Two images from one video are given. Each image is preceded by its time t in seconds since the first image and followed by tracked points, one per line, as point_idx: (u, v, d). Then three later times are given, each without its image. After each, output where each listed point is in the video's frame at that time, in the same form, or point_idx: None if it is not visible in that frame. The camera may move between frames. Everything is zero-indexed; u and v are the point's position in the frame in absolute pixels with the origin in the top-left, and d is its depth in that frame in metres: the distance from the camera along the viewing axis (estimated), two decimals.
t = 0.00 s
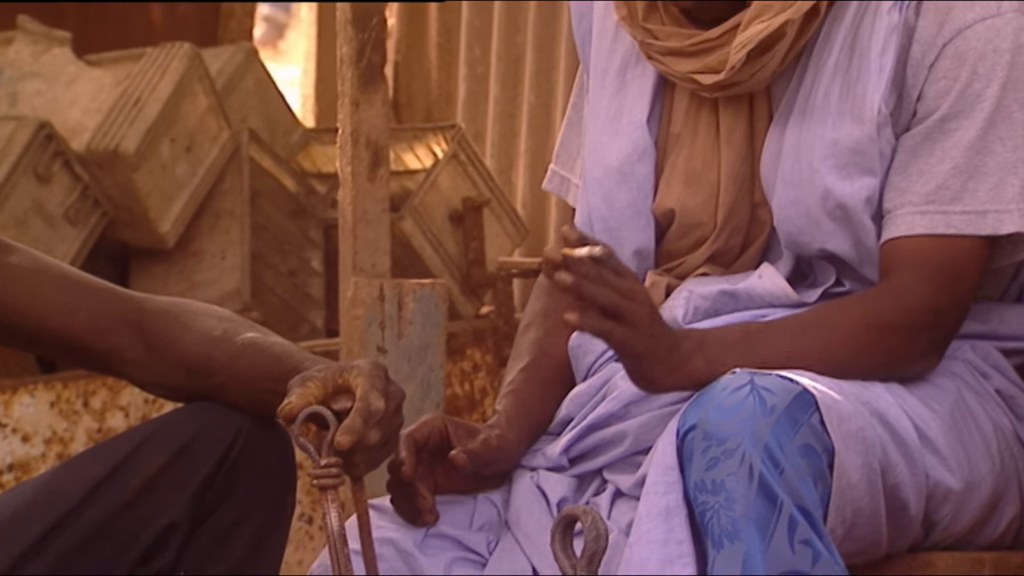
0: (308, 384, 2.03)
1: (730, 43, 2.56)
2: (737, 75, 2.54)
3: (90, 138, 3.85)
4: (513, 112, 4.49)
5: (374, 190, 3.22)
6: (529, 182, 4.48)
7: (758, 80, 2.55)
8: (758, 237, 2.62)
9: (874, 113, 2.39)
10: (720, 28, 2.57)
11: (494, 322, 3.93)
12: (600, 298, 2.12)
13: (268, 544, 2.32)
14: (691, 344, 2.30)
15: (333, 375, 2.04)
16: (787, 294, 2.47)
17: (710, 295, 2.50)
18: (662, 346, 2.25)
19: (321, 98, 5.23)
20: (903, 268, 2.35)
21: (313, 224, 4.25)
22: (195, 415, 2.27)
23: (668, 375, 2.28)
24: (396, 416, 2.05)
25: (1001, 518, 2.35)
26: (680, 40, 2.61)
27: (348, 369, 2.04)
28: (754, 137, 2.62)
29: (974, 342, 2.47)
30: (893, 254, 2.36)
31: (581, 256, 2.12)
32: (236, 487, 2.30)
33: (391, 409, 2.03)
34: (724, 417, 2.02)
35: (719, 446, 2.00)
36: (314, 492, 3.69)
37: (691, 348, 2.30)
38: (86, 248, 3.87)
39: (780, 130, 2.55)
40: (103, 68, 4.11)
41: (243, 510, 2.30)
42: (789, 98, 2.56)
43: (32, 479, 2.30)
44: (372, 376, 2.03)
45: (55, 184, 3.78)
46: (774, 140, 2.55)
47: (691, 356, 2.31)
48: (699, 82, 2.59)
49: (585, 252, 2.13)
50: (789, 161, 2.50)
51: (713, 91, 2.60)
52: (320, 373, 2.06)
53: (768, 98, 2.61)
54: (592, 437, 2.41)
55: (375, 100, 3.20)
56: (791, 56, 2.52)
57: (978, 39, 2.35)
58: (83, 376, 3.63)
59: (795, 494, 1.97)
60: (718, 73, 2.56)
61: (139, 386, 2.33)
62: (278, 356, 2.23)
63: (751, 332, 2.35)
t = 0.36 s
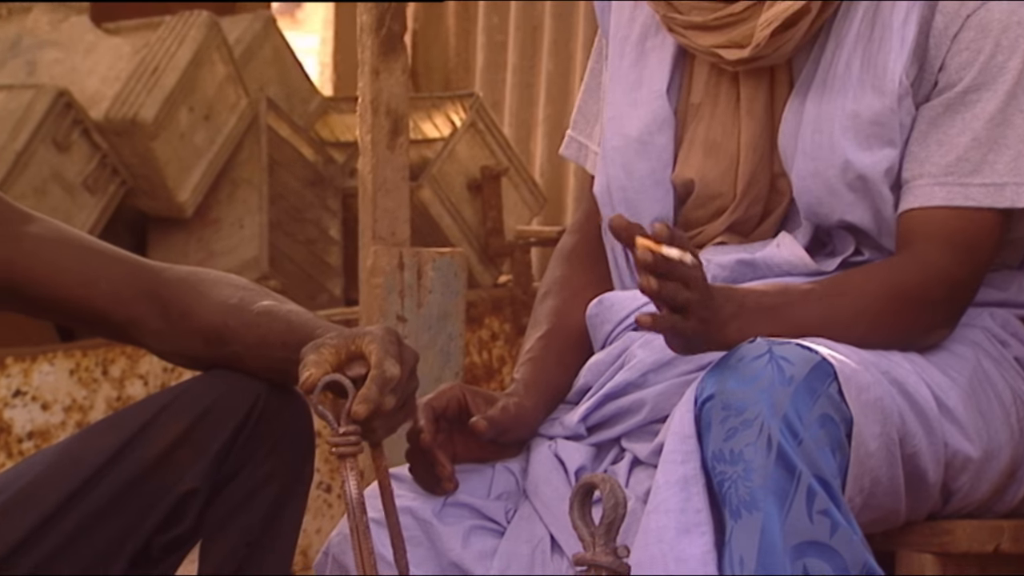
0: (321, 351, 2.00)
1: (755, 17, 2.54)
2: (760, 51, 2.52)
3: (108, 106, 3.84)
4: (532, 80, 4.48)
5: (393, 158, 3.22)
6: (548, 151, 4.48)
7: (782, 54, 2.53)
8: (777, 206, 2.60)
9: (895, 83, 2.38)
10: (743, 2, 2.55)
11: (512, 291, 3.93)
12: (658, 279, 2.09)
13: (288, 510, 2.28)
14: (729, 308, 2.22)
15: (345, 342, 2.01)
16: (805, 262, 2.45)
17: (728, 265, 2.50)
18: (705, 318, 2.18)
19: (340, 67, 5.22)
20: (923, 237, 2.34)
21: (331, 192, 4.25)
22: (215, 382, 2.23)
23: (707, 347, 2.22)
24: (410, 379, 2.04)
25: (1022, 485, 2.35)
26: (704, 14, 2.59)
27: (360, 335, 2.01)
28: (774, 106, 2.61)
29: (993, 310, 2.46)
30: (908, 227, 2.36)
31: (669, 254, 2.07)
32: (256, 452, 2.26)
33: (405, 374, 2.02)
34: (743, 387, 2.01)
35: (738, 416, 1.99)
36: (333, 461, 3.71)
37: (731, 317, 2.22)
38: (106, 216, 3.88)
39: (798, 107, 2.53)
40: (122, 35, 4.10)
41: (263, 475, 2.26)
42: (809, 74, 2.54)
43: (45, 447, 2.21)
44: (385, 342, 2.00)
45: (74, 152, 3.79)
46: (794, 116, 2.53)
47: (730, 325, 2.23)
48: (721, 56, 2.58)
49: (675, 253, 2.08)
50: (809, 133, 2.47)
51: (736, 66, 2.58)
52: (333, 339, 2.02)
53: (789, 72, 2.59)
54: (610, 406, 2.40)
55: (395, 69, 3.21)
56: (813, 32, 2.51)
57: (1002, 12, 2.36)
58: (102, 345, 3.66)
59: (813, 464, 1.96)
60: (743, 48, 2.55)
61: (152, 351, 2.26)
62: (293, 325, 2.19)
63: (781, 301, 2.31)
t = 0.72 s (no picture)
0: (344, 325, 2.00)
1: None
2: None
3: (129, 80, 3.83)
4: (552, 53, 4.46)
5: (411, 131, 3.22)
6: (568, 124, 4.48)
7: None
8: (795, 177, 2.60)
9: (913, 52, 2.38)
10: None
11: (532, 265, 3.95)
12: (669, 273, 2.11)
13: (305, 485, 2.25)
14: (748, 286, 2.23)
15: (368, 317, 2.01)
16: (827, 235, 2.44)
17: (748, 238, 2.49)
18: (727, 295, 2.19)
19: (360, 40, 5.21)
20: (945, 211, 2.33)
21: (352, 165, 4.28)
22: (236, 356, 2.19)
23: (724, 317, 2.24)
24: (432, 355, 2.05)
25: None
26: None
27: (382, 310, 2.02)
28: (790, 74, 2.60)
29: (1015, 283, 2.45)
30: (935, 197, 2.34)
31: (681, 270, 2.09)
32: (276, 429, 2.22)
33: (426, 349, 2.03)
34: (765, 360, 2.03)
35: (758, 389, 2.01)
36: (354, 434, 3.74)
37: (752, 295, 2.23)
38: (127, 190, 3.88)
39: (819, 70, 2.54)
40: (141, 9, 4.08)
41: (282, 452, 2.22)
42: (828, 38, 2.55)
43: (64, 422, 2.16)
44: (407, 317, 2.01)
45: (95, 126, 3.77)
46: (812, 85, 2.54)
47: (749, 304, 2.24)
48: None
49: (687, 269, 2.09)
50: (827, 101, 2.48)
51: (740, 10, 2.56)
52: (355, 314, 2.02)
53: (805, 40, 2.60)
54: (630, 379, 2.42)
55: (413, 42, 3.21)
56: None
57: None
58: (123, 318, 3.69)
59: (834, 436, 1.95)
60: None
61: (174, 325, 2.26)
62: (316, 301, 2.19)
63: (799, 277, 2.30)
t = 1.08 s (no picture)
0: (371, 306, 1.99)
1: None
2: None
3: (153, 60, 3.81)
4: (577, 34, 4.45)
5: (436, 111, 3.22)
6: (592, 109, 4.53)
7: None
8: (821, 155, 2.60)
9: (936, 28, 2.36)
10: None
11: (556, 246, 3.95)
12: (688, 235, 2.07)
13: (332, 465, 2.27)
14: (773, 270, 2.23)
15: (396, 298, 2.02)
16: (852, 214, 2.42)
17: (774, 217, 2.48)
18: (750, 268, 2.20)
19: (385, 21, 5.22)
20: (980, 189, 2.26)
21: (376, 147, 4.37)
22: (263, 334, 2.21)
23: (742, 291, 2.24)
24: (459, 337, 2.05)
25: None
26: None
27: (410, 291, 2.03)
28: (814, 53, 2.63)
29: None
30: (960, 171, 2.29)
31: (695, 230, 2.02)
32: (300, 409, 2.24)
33: (454, 330, 2.03)
34: (793, 341, 2.03)
35: (784, 370, 2.02)
36: (378, 414, 3.76)
37: (778, 274, 2.24)
38: (152, 169, 3.90)
39: (844, 48, 2.55)
40: None
41: (306, 433, 2.24)
42: (854, 15, 2.56)
43: (91, 400, 2.16)
44: (435, 298, 2.02)
45: (120, 105, 3.81)
46: (837, 63, 2.55)
47: (775, 281, 2.25)
48: None
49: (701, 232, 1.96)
50: (853, 78, 2.49)
51: None
52: (382, 296, 2.03)
53: (829, 16, 2.62)
54: (655, 358, 2.42)
55: (438, 22, 3.19)
56: None
57: None
58: (148, 299, 3.72)
59: (861, 418, 1.95)
60: None
61: (203, 304, 2.28)
62: (343, 280, 2.19)
63: (833, 254, 2.27)
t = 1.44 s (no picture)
0: (395, 287, 1.97)
1: None
2: None
3: (180, 40, 3.85)
4: (604, 14, 4.42)
5: (462, 92, 3.21)
6: (620, 84, 4.49)
7: None
8: (851, 141, 2.60)
9: (962, 16, 2.35)
10: None
11: (583, 227, 3.89)
12: (703, 169, 1.97)
13: (359, 445, 2.29)
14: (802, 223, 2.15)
15: (420, 279, 2.01)
16: (877, 192, 2.42)
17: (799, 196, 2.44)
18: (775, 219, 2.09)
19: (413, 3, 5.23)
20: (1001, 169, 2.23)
21: (403, 127, 4.29)
22: (291, 315, 2.21)
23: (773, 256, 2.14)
24: (482, 317, 2.06)
25: None
26: None
27: (434, 272, 2.01)
28: (845, 40, 2.60)
29: None
30: (978, 150, 2.27)
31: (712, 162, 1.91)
32: (327, 390, 2.25)
33: (478, 311, 2.04)
34: (816, 322, 2.02)
35: (808, 352, 2.01)
36: (405, 394, 3.77)
37: (800, 232, 2.14)
38: (179, 149, 3.91)
39: (869, 37, 2.54)
40: None
41: (332, 414, 2.24)
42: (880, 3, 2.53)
43: (118, 381, 2.16)
44: (459, 279, 2.01)
45: (147, 86, 3.79)
46: (860, 52, 2.54)
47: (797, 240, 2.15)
48: None
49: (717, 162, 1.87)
50: (877, 67, 2.48)
51: None
52: (406, 275, 2.01)
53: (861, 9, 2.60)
54: (681, 339, 2.42)
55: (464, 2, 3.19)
56: None
57: None
58: (176, 279, 3.75)
59: (885, 399, 1.94)
60: None
61: (229, 285, 2.29)
62: (368, 262, 2.19)
63: (856, 218, 2.21)
